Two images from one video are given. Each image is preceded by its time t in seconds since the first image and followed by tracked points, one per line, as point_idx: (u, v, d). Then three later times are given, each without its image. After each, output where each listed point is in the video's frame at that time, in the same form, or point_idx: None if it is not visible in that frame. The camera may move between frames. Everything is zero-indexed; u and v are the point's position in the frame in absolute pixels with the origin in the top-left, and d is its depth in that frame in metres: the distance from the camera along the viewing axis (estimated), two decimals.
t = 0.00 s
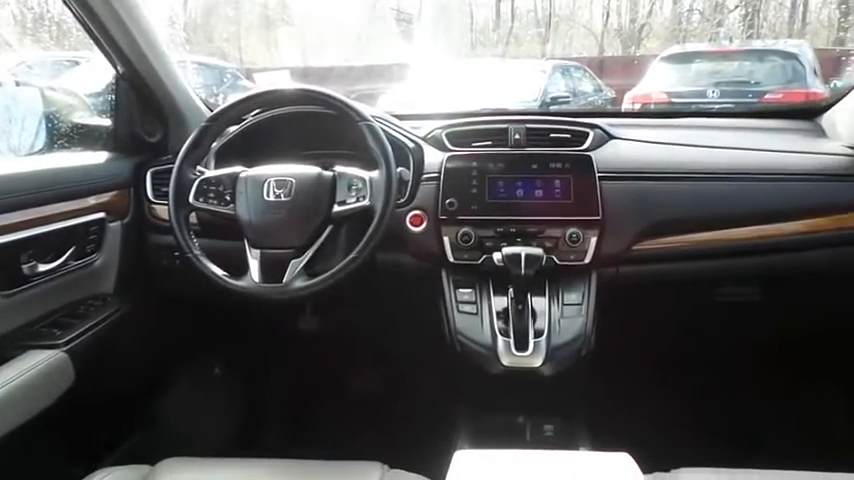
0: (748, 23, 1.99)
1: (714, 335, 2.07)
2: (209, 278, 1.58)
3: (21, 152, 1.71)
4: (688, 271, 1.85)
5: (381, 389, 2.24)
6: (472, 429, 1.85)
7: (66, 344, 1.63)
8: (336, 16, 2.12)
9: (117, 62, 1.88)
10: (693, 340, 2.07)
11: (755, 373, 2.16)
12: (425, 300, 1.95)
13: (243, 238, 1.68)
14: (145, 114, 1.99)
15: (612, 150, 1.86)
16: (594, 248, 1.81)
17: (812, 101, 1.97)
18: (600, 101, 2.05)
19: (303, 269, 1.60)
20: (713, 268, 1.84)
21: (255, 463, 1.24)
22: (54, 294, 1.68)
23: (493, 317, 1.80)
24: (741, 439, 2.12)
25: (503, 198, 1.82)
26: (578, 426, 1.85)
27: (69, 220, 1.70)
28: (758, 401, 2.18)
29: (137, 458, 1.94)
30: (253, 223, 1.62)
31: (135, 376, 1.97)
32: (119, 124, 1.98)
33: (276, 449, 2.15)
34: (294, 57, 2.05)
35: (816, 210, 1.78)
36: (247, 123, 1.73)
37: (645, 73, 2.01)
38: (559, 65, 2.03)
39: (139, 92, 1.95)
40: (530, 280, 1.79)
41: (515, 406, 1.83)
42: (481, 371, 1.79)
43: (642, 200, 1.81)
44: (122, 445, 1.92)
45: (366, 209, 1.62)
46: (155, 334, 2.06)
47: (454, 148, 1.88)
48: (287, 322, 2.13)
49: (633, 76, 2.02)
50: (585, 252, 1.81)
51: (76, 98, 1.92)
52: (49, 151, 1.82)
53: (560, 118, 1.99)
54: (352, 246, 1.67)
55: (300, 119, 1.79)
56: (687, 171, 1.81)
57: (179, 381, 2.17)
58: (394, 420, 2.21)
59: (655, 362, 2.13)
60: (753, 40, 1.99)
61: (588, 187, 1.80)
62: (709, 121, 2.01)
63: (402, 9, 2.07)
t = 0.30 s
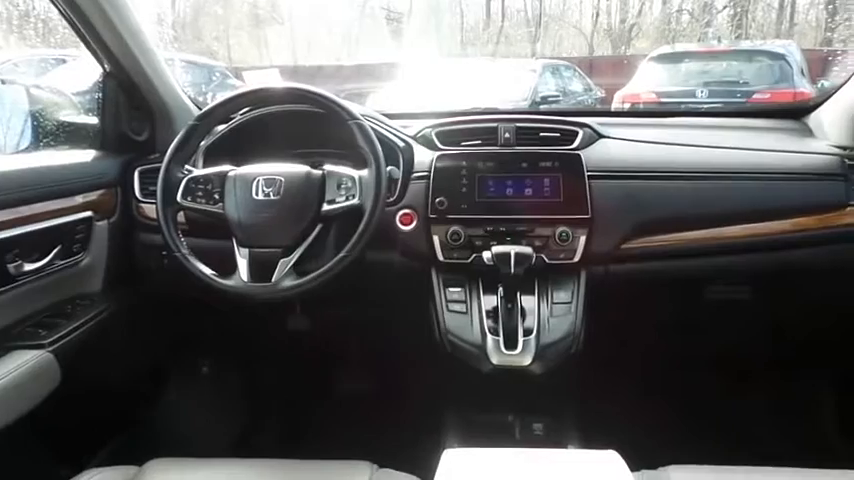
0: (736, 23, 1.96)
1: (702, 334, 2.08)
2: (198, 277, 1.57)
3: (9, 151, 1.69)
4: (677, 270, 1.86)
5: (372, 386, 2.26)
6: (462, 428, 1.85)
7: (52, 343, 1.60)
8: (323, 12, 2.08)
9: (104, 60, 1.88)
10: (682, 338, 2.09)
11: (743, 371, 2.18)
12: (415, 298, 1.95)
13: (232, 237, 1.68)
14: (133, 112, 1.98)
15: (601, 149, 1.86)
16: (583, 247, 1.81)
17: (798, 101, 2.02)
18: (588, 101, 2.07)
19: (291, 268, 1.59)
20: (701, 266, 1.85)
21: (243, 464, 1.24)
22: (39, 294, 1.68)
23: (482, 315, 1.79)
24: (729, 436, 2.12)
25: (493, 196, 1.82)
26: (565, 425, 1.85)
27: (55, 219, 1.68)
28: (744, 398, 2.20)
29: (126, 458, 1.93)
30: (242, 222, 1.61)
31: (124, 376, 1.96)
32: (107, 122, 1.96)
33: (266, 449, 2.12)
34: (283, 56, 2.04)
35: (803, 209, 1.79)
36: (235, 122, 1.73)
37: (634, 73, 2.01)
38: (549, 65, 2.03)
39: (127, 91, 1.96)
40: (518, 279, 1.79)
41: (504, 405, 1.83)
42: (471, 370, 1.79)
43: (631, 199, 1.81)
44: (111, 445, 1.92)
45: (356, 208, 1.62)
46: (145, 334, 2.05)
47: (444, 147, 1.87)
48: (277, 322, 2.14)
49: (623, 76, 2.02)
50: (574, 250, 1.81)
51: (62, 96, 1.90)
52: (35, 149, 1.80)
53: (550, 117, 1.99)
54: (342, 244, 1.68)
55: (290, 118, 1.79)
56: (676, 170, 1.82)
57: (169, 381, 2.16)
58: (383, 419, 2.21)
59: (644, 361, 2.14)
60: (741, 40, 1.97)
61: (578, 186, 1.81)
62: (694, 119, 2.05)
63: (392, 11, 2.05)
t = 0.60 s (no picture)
0: (724, 25, 1.98)
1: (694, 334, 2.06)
2: (185, 277, 1.55)
3: None
4: (667, 268, 1.86)
5: (361, 387, 2.23)
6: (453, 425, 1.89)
7: (36, 344, 1.60)
8: (312, 10, 2.05)
9: (90, 59, 1.86)
10: (672, 338, 2.06)
11: (734, 370, 2.18)
12: (403, 298, 1.94)
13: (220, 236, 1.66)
14: (120, 111, 1.97)
15: (591, 148, 1.86)
16: (572, 246, 1.81)
17: (785, 101, 2.02)
18: (579, 101, 2.07)
19: (280, 267, 1.58)
20: (691, 265, 1.85)
21: (230, 465, 1.23)
22: (24, 294, 1.67)
23: (472, 314, 1.79)
24: (718, 434, 2.13)
25: (483, 195, 1.81)
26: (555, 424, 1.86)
27: (40, 218, 1.67)
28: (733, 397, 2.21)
29: (113, 459, 1.94)
30: (230, 221, 1.60)
31: (113, 378, 1.96)
32: (92, 120, 1.95)
33: (253, 450, 2.12)
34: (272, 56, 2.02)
35: (792, 208, 1.79)
36: (223, 119, 1.73)
37: (625, 73, 2.01)
38: (540, 66, 2.02)
39: (113, 89, 1.94)
40: (509, 278, 1.79)
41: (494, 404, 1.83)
42: (461, 369, 1.79)
43: (621, 198, 1.81)
44: (97, 446, 1.92)
45: (345, 207, 1.61)
46: (135, 336, 2.05)
47: (433, 146, 1.86)
48: (267, 322, 2.13)
49: (613, 76, 2.02)
50: (564, 249, 1.81)
51: (47, 94, 1.88)
52: (18, 147, 1.78)
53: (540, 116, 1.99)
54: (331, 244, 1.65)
55: (278, 116, 1.78)
56: (665, 169, 1.82)
57: (157, 383, 2.16)
58: (371, 419, 2.19)
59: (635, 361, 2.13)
60: (730, 41, 1.98)
61: (567, 185, 1.81)
62: (683, 120, 2.05)
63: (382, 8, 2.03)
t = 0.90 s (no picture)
0: (712, 25, 1.97)
1: (681, 333, 2.07)
2: (172, 277, 1.55)
3: None
4: (655, 268, 1.86)
5: (350, 387, 2.22)
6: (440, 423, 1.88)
7: (21, 345, 1.59)
8: (300, 8, 2.03)
9: (76, 57, 1.85)
10: (659, 337, 2.07)
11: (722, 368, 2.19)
12: (391, 297, 1.93)
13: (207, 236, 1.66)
14: (106, 109, 1.96)
15: (579, 148, 1.86)
16: (561, 245, 1.81)
17: (772, 101, 2.04)
18: (569, 101, 2.08)
19: (268, 267, 1.58)
20: (679, 265, 1.86)
21: (218, 466, 1.22)
22: (10, 294, 1.65)
23: (461, 314, 1.79)
24: (706, 434, 2.14)
25: (472, 195, 1.81)
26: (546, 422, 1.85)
27: (26, 218, 1.65)
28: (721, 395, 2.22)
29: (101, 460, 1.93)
30: (218, 221, 1.60)
31: (100, 378, 1.95)
32: (78, 119, 1.94)
33: (240, 451, 2.11)
34: (261, 55, 2.02)
35: (779, 207, 1.80)
36: (210, 119, 1.73)
37: (614, 72, 2.02)
38: (530, 65, 2.04)
39: (99, 88, 1.94)
40: (498, 277, 1.78)
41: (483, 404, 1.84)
42: (450, 369, 1.78)
43: (609, 198, 1.81)
44: (85, 447, 1.92)
45: (333, 206, 1.61)
46: (121, 337, 2.05)
47: (422, 146, 1.86)
48: (255, 322, 2.12)
49: (602, 76, 2.03)
50: (552, 249, 1.81)
51: (32, 93, 1.87)
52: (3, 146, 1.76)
53: (529, 116, 1.99)
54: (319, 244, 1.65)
55: (267, 116, 1.77)
56: (653, 169, 1.82)
57: (144, 384, 2.16)
58: (362, 419, 2.19)
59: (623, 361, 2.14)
60: (717, 42, 1.98)
61: (556, 184, 1.81)
62: (673, 119, 2.06)
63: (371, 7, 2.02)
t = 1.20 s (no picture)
0: (698, 26, 1.99)
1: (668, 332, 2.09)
2: (159, 278, 1.54)
3: None
4: (643, 267, 1.87)
5: (339, 386, 2.23)
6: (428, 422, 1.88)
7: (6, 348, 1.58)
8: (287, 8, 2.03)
9: (61, 56, 1.83)
10: (645, 336, 2.10)
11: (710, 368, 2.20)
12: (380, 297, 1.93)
13: (195, 236, 1.65)
14: (92, 109, 1.94)
15: (567, 148, 1.87)
16: (549, 245, 1.82)
17: (758, 101, 2.05)
18: (556, 101, 2.08)
19: (256, 268, 1.58)
20: (666, 264, 1.86)
21: (206, 467, 1.22)
22: None
23: (449, 314, 1.79)
24: (693, 432, 2.15)
25: (460, 195, 1.81)
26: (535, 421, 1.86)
27: (10, 219, 1.63)
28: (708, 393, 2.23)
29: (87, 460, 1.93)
30: (205, 221, 1.59)
31: (86, 379, 1.94)
32: (64, 120, 1.92)
33: (227, 451, 2.09)
34: (249, 55, 2.01)
35: (765, 207, 1.81)
36: (198, 119, 1.73)
37: (601, 72, 2.03)
38: (517, 65, 2.04)
39: (86, 88, 1.92)
40: (487, 276, 1.78)
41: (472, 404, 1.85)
42: (439, 369, 1.79)
43: (598, 198, 1.82)
44: (70, 449, 1.91)
45: (322, 207, 1.60)
46: (107, 338, 2.03)
47: (411, 146, 1.86)
48: (242, 322, 2.12)
49: (589, 76, 2.04)
50: (541, 248, 1.82)
51: (18, 92, 1.85)
52: None
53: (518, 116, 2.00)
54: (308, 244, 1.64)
55: (254, 115, 1.77)
56: (640, 169, 1.83)
57: (131, 385, 2.15)
58: (354, 419, 2.18)
59: (610, 360, 2.15)
60: (703, 42, 2.01)
61: (544, 184, 1.81)
62: (660, 120, 2.06)
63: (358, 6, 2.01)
